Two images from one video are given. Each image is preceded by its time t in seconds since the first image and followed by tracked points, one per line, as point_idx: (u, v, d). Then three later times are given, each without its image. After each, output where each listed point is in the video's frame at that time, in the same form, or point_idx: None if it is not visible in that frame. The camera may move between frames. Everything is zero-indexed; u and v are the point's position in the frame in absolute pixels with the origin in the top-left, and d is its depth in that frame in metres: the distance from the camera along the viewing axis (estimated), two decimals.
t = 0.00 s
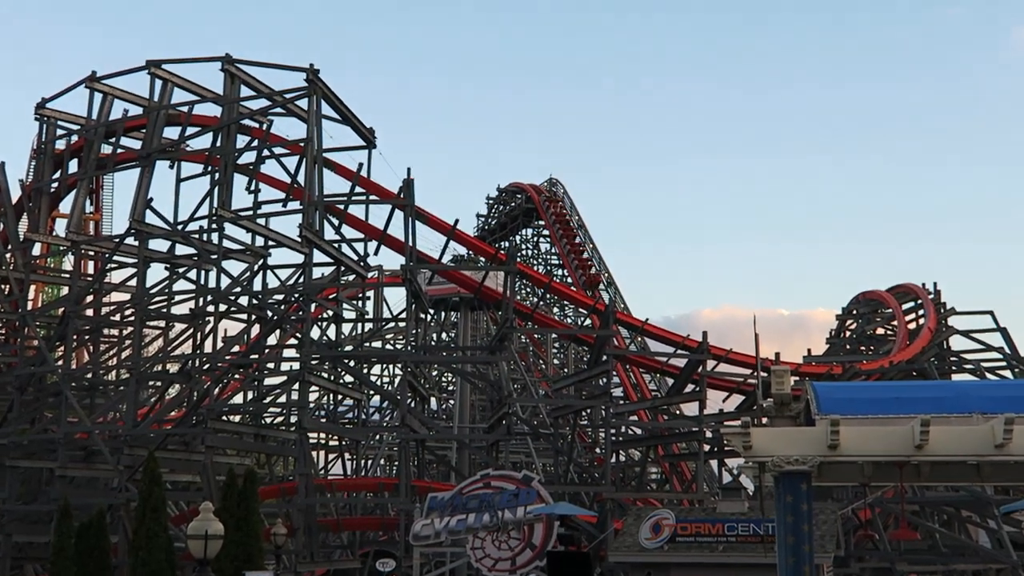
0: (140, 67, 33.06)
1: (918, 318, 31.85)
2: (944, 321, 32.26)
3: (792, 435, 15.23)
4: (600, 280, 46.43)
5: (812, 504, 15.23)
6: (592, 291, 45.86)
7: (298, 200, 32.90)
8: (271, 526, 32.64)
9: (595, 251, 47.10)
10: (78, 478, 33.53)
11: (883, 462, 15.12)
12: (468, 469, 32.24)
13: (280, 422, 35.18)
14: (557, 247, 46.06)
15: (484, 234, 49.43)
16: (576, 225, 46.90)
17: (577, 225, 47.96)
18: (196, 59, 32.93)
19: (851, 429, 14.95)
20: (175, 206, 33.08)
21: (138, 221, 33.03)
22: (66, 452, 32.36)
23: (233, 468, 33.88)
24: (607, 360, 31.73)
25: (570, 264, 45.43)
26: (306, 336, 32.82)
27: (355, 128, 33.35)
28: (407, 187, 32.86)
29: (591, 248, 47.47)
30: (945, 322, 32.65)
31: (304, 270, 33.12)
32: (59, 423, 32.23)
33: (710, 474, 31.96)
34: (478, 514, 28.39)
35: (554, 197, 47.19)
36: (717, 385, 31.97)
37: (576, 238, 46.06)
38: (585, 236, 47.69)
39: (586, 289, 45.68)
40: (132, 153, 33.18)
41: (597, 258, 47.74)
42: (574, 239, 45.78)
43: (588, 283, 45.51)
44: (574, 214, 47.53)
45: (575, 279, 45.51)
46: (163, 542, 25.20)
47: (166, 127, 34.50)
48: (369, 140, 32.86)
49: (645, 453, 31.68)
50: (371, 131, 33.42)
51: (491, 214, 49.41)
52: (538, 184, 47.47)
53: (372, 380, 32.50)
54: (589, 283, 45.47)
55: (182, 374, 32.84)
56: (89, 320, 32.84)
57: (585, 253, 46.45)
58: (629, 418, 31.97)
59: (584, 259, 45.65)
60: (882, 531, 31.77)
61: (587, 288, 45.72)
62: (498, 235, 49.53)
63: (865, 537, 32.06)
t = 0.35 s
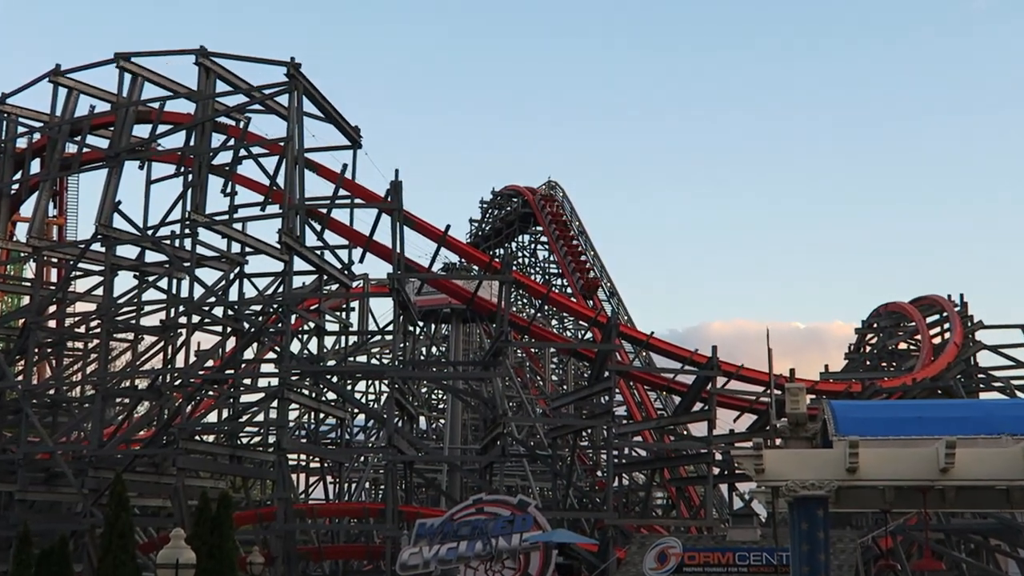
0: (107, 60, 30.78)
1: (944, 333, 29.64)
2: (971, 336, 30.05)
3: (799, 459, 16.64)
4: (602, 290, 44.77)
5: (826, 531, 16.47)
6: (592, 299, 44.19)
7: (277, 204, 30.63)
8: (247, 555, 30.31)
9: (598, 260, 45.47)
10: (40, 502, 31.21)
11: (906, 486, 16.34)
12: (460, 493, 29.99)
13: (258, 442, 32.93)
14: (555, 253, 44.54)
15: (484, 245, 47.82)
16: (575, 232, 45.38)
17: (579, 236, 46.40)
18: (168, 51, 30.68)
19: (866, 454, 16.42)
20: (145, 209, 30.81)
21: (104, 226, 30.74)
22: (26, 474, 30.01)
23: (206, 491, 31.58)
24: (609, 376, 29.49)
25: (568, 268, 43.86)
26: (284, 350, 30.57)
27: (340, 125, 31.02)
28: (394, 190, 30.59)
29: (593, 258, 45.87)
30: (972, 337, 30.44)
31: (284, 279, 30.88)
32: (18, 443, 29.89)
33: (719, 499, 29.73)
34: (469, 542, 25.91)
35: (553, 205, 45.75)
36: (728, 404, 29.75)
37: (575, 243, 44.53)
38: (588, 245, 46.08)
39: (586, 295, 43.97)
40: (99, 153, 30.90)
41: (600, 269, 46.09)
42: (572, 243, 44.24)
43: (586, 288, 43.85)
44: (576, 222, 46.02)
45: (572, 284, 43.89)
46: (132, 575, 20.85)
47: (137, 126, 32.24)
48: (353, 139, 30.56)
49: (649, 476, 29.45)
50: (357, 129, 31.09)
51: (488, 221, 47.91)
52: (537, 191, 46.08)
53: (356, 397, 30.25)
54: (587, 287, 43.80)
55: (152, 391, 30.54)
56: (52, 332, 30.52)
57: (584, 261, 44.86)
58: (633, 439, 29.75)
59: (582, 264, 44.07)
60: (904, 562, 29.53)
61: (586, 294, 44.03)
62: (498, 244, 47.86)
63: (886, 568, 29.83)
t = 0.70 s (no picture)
0: (75, 51, 28.63)
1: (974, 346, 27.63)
2: (1003, 350, 28.01)
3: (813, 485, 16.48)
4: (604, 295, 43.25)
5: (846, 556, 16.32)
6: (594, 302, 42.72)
7: (258, 207, 28.47)
8: None
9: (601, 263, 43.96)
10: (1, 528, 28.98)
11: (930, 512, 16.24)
12: (454, 518, 27.86)
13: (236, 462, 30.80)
14: (555, 255, 43.15)
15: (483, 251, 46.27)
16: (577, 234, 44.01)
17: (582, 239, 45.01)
18: (141, 42, 28.53)
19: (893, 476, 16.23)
20: (115, 212, 28.64)
21: (71, 230, 28.56)
22: None
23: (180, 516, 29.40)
24: (615, 392, 27.37)
25: (568, 269, 42.49)
26: (265, 365, 28.42)
27: (325, 122, 28.85)
28: (384, 192, 28.48)
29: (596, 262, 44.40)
30: (1003, 351, 28.40)
31: (264, 288, 28.76)
32: None
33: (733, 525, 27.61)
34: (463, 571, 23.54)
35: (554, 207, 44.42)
36: (742, 422, 27.65)
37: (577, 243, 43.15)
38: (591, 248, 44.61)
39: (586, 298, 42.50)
40: (65, 152, 28.73)
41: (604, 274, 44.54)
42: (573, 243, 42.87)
43: (587, 290, 42.35)
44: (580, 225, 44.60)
45: (572, 285, 42.47)
46: None
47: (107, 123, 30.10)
48: (340, 137, 28.41)
49: (658, 501, 27.33)
50: (343, 127, 28.93)
51: (486, 226, 46.34)
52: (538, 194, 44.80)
53: (342, 415, 28.12)
54: (587, 289, 42.34)
55: (122, 408, 28.35)
56: (14, 345, 28.31)
57: (586, 263, 43.41)
58: (640, 460, 27.63)
59: (584, 265, 42.66)
60: None
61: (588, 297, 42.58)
62: (497, 250, 46.26)
63: None
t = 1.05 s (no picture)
0: (42, 43, 26.69)
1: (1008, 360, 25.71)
2: None
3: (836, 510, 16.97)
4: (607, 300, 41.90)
5: None
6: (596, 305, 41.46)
7: (237, 210, 26.50)
8: None
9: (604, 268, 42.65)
10: None
11: (963, 537, 16.57)
12: (448, 546, 25.92)
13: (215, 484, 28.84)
14: (554, 257, 41.94)
15: (480, 258, 44.82)
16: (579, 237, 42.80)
17: (586, 244, 43.75)
18: (113, 33, 26.58)
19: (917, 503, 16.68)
20: (85, 216, 26.68)
21: (37, 235, 26.58)
22: None
23: (153, 543, 27.41)
24: (622, 409, 25.44)
25: (569, 270, 41.27)
26: (245, 380, 26.45)
27: (311, 119, 26.89)
28: (374, 195, 26.52)
29: (599, 268, 43.08)
30: None
31: (244, 297, 26.83)
32: None
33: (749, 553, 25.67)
34: None
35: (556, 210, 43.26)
36: (758, 443, 25.72)
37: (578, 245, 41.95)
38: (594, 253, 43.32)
39: (587, 300, 41.23)
40: (31, 150, 26.77)
41: (607, 280, 43.17)
42: (573, 244, 41.68)
43: (588, 293, 41.03)
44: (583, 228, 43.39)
45: (573, 287, 41.23)
46: None
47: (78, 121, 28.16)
48: (326, 135, 26.45)
49: (668, 527, 25.38)
50: (330, 124, 26.96)
51: (482, 232, 44.90)
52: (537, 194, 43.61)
53: (328, 434, 26.16)
54: (588, 291, 41.07)
55: (92, 426, 26.36)
56: None
57: (589, 266, 42.14)
58: (649, 483, 25.71)
59: (585, 267, 41.43)
60: None
61: (589, 300, 41.31)
62: (494, 257, 44.81)
63: None
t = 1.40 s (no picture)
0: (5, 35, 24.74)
1: None
2: None
3: (865, 543, 19.43)
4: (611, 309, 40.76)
5: None
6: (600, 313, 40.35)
7: (215, 215, 24.58)
8: None
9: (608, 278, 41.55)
10: None
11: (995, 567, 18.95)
12: None
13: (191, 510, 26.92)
14: (556, 262, 40.94)
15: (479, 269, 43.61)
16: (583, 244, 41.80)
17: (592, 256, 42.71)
18: (81, 25, 24.65)
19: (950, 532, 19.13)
20: (50, 222, 24.73)
21: None
22: None
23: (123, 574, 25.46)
24: (631, 430, 23.56)
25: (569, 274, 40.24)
26: (223, 398, 24.53)
27: (293, 117, 24.98)
28: (362, 199, 24.63)
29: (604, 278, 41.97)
30: None
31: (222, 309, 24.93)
32: None
33: None
34: None
35: (559, 219, 42.32)
36: (777, 467, 23.86)
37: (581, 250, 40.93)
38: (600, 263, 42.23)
39: (588, 305, 40.10)
40: None
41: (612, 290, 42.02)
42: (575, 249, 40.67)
43: (590, 298, 39.92)
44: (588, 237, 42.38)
45: (573, 292, 40.17)
46: None
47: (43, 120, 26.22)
48: (311, 134, 24.55)
49: (680, 558, 23.49)
50: (314, 122, 25.05)
51: (480, 238, 43.75)
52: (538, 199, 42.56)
53: (313, 457, 24.28)
54: (589, 295, 39.97)
55: (57, 447, 24.41)
56: None
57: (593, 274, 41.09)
58: (659, 510, 23.83)
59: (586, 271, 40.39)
60: None
61: (590, 306, 40.18)
62: (491, 267, 43.55)
63: None
